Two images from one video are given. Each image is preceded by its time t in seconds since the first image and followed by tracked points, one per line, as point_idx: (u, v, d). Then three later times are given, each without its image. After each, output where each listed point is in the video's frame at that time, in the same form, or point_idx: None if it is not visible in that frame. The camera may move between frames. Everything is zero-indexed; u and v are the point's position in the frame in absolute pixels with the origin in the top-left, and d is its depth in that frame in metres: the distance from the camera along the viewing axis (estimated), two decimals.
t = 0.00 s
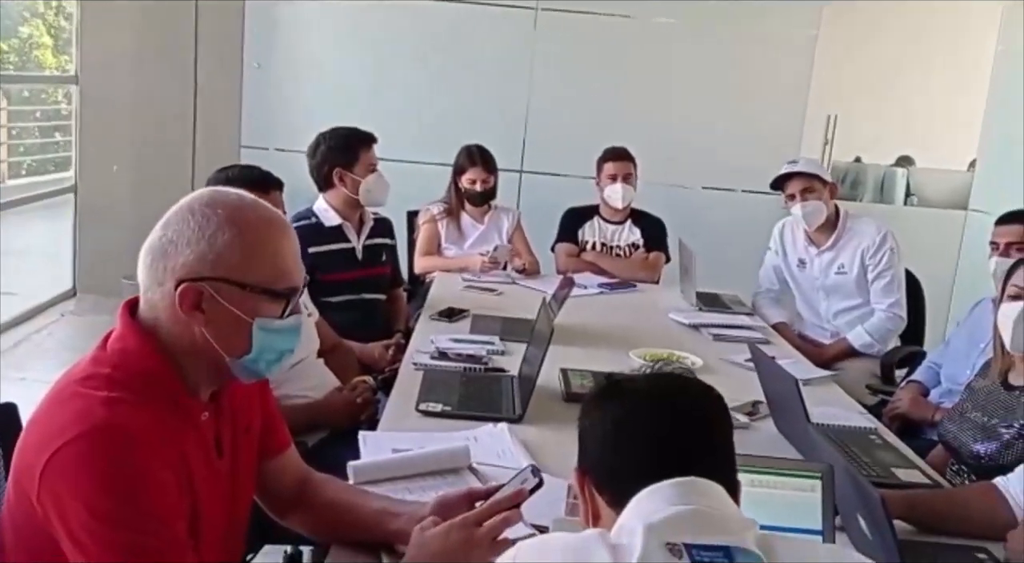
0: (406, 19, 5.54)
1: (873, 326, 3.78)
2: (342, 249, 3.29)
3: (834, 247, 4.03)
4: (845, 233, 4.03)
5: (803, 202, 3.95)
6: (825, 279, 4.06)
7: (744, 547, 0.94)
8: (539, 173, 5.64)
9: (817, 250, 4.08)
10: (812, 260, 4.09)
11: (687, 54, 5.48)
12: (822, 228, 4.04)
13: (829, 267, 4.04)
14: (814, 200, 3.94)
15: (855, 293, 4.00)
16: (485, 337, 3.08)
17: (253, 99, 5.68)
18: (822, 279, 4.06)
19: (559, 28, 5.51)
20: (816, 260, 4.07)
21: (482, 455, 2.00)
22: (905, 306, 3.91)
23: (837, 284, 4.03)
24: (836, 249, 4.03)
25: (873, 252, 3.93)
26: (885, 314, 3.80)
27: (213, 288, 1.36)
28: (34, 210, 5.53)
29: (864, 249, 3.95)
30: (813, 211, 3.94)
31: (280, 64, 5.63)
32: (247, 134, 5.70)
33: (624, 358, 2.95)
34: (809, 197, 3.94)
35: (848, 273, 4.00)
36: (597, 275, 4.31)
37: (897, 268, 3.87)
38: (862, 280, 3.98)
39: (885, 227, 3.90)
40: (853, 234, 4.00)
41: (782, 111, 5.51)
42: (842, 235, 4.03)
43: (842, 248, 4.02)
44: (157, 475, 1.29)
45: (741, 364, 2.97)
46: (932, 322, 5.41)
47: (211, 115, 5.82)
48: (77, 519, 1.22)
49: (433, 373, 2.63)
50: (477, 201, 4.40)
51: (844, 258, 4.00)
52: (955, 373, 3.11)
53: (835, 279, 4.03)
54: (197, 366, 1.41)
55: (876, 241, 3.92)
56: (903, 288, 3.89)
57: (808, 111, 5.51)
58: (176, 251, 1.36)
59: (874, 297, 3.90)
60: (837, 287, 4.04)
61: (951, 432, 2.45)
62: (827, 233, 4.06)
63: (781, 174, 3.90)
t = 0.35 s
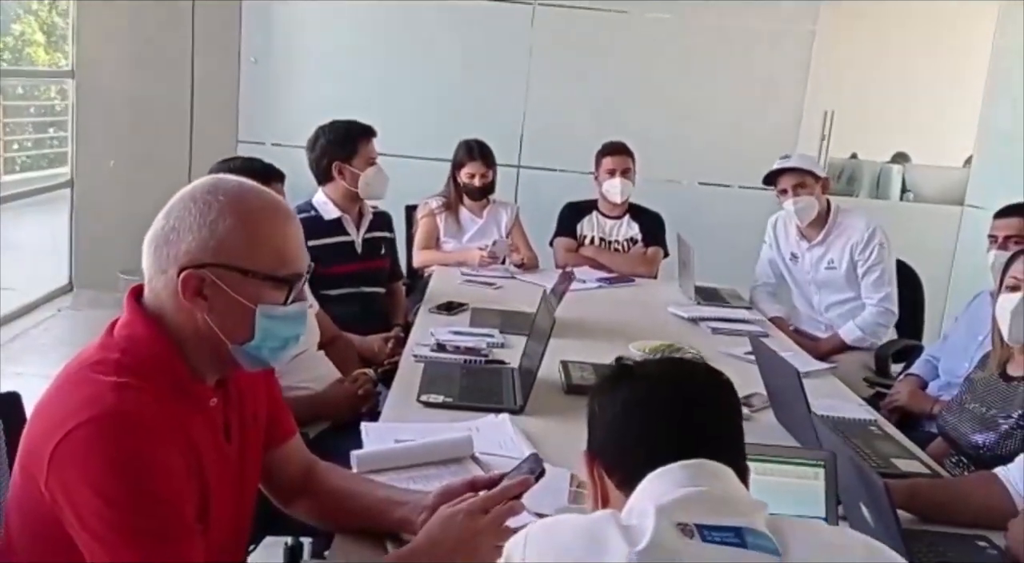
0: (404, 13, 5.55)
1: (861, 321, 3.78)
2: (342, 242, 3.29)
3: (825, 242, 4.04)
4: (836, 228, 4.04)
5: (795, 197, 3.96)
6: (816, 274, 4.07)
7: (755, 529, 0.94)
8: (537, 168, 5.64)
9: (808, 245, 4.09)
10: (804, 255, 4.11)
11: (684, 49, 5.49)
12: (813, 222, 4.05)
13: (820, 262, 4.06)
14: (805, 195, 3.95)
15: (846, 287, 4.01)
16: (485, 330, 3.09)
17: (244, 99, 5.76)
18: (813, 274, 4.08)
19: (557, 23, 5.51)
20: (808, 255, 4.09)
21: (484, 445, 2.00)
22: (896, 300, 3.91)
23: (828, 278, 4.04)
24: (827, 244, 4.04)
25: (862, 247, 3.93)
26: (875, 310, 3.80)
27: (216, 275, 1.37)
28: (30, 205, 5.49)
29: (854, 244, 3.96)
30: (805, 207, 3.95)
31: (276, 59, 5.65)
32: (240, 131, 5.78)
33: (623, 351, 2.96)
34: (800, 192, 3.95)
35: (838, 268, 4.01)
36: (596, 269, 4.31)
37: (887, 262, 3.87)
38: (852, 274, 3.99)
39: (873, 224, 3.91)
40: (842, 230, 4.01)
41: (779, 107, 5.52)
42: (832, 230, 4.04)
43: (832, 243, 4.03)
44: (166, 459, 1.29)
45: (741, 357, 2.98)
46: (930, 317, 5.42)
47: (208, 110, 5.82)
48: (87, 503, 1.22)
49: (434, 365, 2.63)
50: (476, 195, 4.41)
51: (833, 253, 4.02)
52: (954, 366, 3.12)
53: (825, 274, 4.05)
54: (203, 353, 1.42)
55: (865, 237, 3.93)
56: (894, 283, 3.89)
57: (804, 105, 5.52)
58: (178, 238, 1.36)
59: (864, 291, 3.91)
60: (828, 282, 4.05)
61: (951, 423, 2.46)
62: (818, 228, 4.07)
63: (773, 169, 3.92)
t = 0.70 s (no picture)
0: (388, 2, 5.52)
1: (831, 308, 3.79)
2: (328, 230, 3.28)
3: (798, 231, 4.07)
4: (808, 217, 4.05)
5: (768, 187, 3.98)
6: (792, 262, 4.10)
7: (752, 504, 0.95)
8: (522, 158, 5.65)
9: (784, 233, 4.12)
10: (780, 243, 4.13)
11: (668, 40, 5.51)
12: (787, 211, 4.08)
13: (796, 250, 4.08)
14: (779, 186, 3.96)
15: (821, 275, 4.02)
16: (473, 317, 3.09)
17: (228, 92, 5.77)
18: (790, 262, 4.11)
19: (541, 13, 5.50)
20: (784, 243, 4.11)
21: (474, 429, 2.00)
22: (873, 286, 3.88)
23: (803, 266, 4.07)
24: (800, 233, 4.06)
25: (833, 235, 3.94)
26: (849, 297, 3.77)
27: (206, 258, 1.35)
28: (10, 195, 5.41)
29: (825, 232, 3.97)
30: (779, 197, 3.97)
31: (259, 48, 5.66)
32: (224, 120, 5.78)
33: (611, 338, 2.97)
34: (774, 182, 3.97)
35: (811, 256, 4.03)
36: (581, 259, 4.31)
37: (857, 249, 3.86)
38: (825, 262, 3.99)
39: (843, 211, 3.91)
40: (814, 219, 4.03)
41: (762, 98, 5.56)
42: (805, 219, 4.06)
43: (805, 233, 4.05)
44: (160, 439, 1.28)
45: (728, 344, 2.99)
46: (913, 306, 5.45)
47: (190, 98, 5.78)
48: (80, 484, 1.22)
49: (422, 352, 2.62)
50: (462, 183, 4.40)
51: (806, 242, 4.03)
52: (938, 353, 3.15)
53: (800, 263, 4.07)
54: (195, 335, 1.41)
55: (835, 225, 3.94)
56: (868, 268, 3.86)
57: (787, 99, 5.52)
58: (168, 221, 1.35)
59: (837, 279, 3.91)
60: (804, 270, 4.07)
61: (937, 408, 2.49)
62: (792, 217, 4.09)
63: (748, 159, 3.94)
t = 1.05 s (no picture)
0: None
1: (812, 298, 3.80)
2: (312, 220, 3.26)
3: (784, 221, 4.08)
4: (795, 207, 4.07)
5: (756, 177, 3.99)
6: (778, 252, 4.12)
7: (747, 485, 0.91)
8: (506, 150, 5.64)
9: (771, 223, 4.14)
10: (768, 232, 4.15)
11: (653, 31, 5.51)
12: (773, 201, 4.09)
13: (781, 240, 4.09)
14: (766, 176, 3.98)
15: (805, 265, 4.03)
16: (459, 307, 3.08)
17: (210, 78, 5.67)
18: (776, 251, 4.13)
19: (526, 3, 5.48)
20: (770, 233, 4.13)
21: (462, 417, 1.99)
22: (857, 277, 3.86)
23: (788, 256, 4.08)
24: (786, 223, 4.08)
25: (815, 226, 3.95)
26: (830, 288, 3.78)
27: (186, 240, 1.34)
28: None
29: (808, 223, 3.98)
30: (765, 188, 3.99)
31: (240, 37, 5.60)
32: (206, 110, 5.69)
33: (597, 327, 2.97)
34: (761, 172, 3.98)
35: (795, 246, 4.04)
36: (566, 249, 4.31)
37: (839, 240, 3.85)
38: (809, 252, 4.00)
39: (826, 201, 3.92)
40: (799, 209, 4.04)
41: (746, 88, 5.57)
42: (791, 209, 4.08)
43: (790, 223, 4.06)
44: (144, 425, 1.27)
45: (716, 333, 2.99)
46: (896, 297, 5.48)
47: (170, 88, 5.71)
48: (63, 471, 1.20)
49: (408, 341, 2.61)
50: (447, 173, 4.38)
51: (791, 232, 4.05)
52: (922, 341, 3.17)
53: (785, 253, 4.09)
54: (177, 321, 1.39)
55: (818, 215, 3.94)
56: (850, 259, 3.85)
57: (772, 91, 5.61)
58: (149, 201, 1.34)
59: (820, 269, 3.91)
60: (789, 260, 4.09)
61: (922, 394, 2.50)
62: (779, 207, 4.10)
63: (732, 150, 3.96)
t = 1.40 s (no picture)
0: None
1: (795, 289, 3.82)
2: (290, 212, 3.23)
3: (772, 212, 4.09)
4: (783, 197, 4.07)
5: (746, 166, 4.02)
6: (764, 243, 4.12)
7: (735, 472, 0.90)
8: (486, 142, 5.62)
9: (759, 214, 4.14)
10: (754, 224, 4.16)
11: (631, 22, 5.51)
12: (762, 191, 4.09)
13: (768, 232, 4.10)
14: (755, 166, 4.01)
15: (790, 257, 4.04)
16: (439, 299, 3.06)
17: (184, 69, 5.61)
18: (761, 243, 4.14)
19: None
20: (757, 224, 4.14)
21: (444, 408, 1.98)
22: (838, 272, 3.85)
23: (774, 247, 4.09)
24: (773, 214, 4.08)
25: (802, 217, 3.95)
26: (811, 280, 3.79)
27: (158, 228, 1.31)
28: None
29: (795, 214, 3.98)
30: (755, 177, 4.01)
31: (215, 28, 5.55)
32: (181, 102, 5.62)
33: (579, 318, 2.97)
34: (751, 162, 4.01)
35: (781, 238, 4.05)
36: (546, 240, 4.30)
37: (824, 231, 3.86)
38: (794, 244, 4.01)
39: (813, 193, 3.92)
40: (787, 200, 4.04)
41: (725, 79, 5.57)
42: (779, 200, 4.08)
43: (778, 214, 4.06)
44: (121, 416, 1.24)
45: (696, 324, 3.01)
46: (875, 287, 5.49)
47: (145, 80, 5.63)
48: (38, 463, 1.18)
49: (388, 333, 2.59)
50: (426, 165, 4.35)
51: (778, 223, 4.05)
52: (900, 330, 3.19)
53: (771, 244, 4.09)
54: (152, 312, 1.37)
55: (805, 206, 3.95)
56: (834, 252, 3.85)
57: (751, 81, 5.55)
58: (122, 190, 1.31)
59: (804, 260, 3.92)
60: (775, 251, 4.09)
61: (901, 382, 2.52)
62: (768, 198, 4.11)
63: (725, 140, 3.98)
